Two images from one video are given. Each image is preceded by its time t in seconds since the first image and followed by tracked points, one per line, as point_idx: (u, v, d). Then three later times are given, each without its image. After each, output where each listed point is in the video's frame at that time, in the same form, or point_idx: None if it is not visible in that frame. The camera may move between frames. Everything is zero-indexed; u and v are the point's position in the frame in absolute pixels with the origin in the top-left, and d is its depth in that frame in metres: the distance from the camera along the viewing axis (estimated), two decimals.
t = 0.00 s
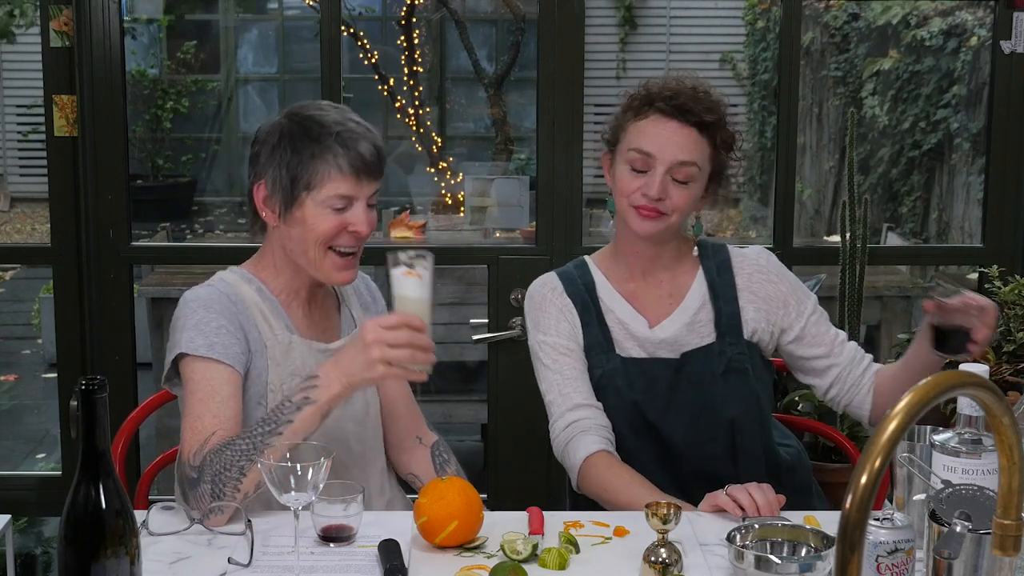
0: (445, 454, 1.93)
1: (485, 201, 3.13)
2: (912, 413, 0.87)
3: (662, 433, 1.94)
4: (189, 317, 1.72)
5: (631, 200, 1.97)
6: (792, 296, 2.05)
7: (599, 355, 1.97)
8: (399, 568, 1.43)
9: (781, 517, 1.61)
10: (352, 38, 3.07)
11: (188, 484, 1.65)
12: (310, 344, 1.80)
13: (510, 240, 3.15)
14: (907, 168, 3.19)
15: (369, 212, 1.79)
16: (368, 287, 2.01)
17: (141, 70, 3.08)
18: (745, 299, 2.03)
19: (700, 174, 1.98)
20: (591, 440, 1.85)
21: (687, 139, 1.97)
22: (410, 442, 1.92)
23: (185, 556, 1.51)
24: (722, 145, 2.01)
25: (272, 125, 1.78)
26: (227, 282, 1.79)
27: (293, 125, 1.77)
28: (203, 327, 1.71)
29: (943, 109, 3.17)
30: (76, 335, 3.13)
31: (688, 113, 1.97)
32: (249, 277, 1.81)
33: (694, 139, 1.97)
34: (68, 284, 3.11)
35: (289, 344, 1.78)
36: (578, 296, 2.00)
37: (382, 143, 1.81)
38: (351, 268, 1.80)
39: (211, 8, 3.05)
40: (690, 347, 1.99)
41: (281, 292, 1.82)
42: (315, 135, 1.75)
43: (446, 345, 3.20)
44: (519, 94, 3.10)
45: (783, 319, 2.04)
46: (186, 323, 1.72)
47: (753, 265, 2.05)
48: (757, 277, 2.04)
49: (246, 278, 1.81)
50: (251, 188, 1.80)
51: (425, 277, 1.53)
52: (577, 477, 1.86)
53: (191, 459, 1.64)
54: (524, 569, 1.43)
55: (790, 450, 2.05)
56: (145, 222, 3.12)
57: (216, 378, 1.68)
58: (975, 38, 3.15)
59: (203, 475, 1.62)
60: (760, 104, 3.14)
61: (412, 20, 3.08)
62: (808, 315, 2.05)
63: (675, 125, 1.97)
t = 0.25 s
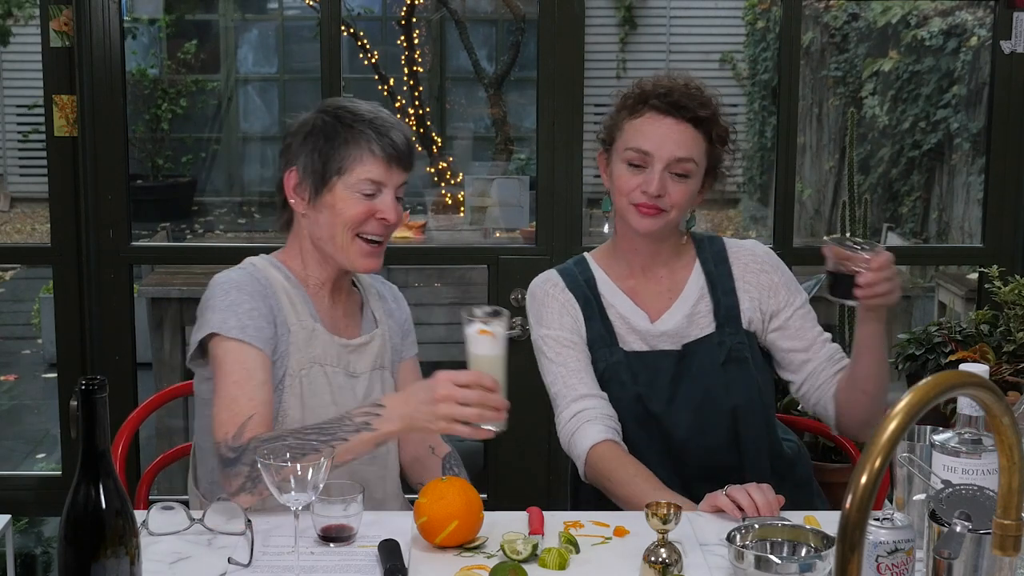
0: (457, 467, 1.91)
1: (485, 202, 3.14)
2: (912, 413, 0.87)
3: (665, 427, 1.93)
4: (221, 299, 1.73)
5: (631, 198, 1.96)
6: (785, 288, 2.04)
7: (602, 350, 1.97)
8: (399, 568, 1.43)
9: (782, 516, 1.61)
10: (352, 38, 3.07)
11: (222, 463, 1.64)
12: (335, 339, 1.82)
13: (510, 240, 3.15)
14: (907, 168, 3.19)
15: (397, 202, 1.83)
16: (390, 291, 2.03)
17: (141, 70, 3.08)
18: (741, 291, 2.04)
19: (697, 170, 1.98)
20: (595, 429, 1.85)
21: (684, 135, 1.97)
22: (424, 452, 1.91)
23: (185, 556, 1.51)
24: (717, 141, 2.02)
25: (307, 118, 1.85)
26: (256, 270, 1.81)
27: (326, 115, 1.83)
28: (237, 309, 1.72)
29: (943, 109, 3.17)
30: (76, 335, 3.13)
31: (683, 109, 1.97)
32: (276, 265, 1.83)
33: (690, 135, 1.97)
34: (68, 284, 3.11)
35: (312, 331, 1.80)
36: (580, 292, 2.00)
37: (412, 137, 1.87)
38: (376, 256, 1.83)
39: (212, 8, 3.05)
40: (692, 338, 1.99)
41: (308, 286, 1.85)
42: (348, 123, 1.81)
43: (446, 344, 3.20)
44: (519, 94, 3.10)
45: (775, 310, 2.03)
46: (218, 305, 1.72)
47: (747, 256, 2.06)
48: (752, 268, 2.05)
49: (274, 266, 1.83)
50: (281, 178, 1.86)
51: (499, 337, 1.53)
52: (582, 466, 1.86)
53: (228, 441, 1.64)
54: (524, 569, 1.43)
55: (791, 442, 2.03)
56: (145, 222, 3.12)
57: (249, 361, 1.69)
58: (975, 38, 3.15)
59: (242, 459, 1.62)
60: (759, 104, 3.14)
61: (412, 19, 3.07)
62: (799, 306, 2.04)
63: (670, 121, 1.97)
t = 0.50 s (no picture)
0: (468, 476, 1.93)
1: (485, 201, 3.14)
2: (912, 413, 0.87)
3: (668, 423, 1.93)
4: (259, 291, 1.76)
5: (636, 201, 1.96)
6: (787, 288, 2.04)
7: (610, 343, 1.97)
8: (399, 568, 1.43)
9: (782, 516, 1.62)
10: (352, 38, 3.07)
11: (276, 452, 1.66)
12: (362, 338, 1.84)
13: (510, 240, 3.15)
14: (907, 168, 3.19)
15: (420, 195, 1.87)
16: (414, 305, 2.07)
17: (141, 69, 3.08)
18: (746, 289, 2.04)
19: (699, 165, 1.98)
20: (601, 420, 1.86)
21: (682, 131, 1.97)
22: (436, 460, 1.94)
23: (185, 556, 1.51)
24: (718, 134, 2.01)
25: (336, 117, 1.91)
26: (290, 264, 1.84)
27: (353, 113, 1.89)
28: (274, 301, 1.75)
29: (943, 109, 3.17)
30: (76, 335, 3.13)
31: (678, 105, 1.97)
32: (308, 262, 1.87)
33: (688, 131, 1.97)
34: (68, 284, 3.11)
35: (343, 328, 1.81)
36: (589, 284, 2.01)
37: (437, 134, 1.91)
38: (402, 249, 1.87)
39: (211, 8, 3.05)
40: (698, 335, 1.99)
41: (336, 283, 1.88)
42: (373, 120, 1.86)
43: (446, 344, 3.20)
44: (519, 94, 3.10)
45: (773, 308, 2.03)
46: (256, 297, 1.75)
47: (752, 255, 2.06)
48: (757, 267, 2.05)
49: (305, 262, 1.86)
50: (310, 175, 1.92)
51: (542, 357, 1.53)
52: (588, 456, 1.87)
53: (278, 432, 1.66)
54: (524, 569, 1.43)
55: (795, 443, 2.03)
56: (145, 222, 3.12)
57: (293, 350, 1.71)
58: (975, 38, 3.15)
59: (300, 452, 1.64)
60: (759, 104, 3.14)
61: (412, 19, 3.07)
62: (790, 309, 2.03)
63: (667, 119, 1.97)
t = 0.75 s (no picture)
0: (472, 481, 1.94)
1: (485, 201, 3.14)
2: (912, 413, 0.87)
3: (669, 422, 1.93)
4: (277, 289, 1.76)
5: (646, 204, 1.97)
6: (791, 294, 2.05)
7: (615, 342, 1.98)
8: (399, 568, 1.43)
9: (782, 516, 1.62)
10: (352, 38, 3.07)
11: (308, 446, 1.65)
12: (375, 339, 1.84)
13: (510, 240, 3.15)
14: (907, 168, 3.19)
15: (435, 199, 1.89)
16: (421, 309, 2.09)
17: (141, 69, 3.07)
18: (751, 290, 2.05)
19: (703, 160, 1.98)
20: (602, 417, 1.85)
21: (682, 129, 1.96)
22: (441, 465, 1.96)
23: (185, 556, 1.51)
24: (718, 127, 2.00)
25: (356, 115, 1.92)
26: (305, 262, 1.85)
27: (374, 113, 1.89)
28: (293, 299, 1.75)
29: (943, 109, 3.17)
30: (76, 335, 3.13)
31: (674, 103, 1.97)
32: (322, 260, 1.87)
33: (688, 128, 1.97)
34: (68, 284, 3.11)
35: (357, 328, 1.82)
36: (597, 280, 2.03)
37: (454, 137, 1.92)
38: (415, 253, 1.89)
39: (211, 8, 3.05)
40: (703, 335, 2.01)
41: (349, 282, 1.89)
42: (393, 121, 1.87)
43: (446, 344, 3.20)
44: (519, 94, 3.10)
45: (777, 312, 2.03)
46: (276, 293, 1.75)
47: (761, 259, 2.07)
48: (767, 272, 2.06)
49: (320, 262, 1.86)
50: (328, 173, 1.92)
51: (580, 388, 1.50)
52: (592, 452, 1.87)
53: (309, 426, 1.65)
54: (524, 569, 1.43)
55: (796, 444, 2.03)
56: (145, 222, 3.12)
57: (314, 344, 1.71)
58: (975, 38, 3.15)
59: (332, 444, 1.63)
60: (759, 104, 3.14)
61: (412, 19, 3.07)
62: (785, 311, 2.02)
63: (664, 118, 1.97)
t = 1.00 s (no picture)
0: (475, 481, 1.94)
1: (485, 201, 3.13)
2: (912, 413, 0.87)
3: (669, 421, 1.93)
4: (297, 292, 1.75)
5: (650, 206, 1.95)
6: (789, 292, 2.04)
7: (617, 342, 1.99)
8: (399, 568, 1.43)
9: (781, 516, 1.62)
10: (352, 38, 3.07)
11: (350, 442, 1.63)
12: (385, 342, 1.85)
13: (510, 240, 3.15)
14: (907, 168, 3.19)
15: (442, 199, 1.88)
16: (423, 310, 2.09)
17: (141, 69, 3.07)
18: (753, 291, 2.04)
19: (714, 171, 1.95)
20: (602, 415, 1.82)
21: (697, 138, 1.93)
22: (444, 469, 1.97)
23: (185, 556, 1.51)
24: (732, 137, 1.97)
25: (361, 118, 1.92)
26: (318, 267, 1.84)
27: (379, 115, 1.89)
28: (315, 301, 1.74)
29: (943, 109, 3.17)
30: (76, 334, 3.13)
31: (693, 112, 1.92)
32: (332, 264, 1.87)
33: (704, 138, 1.93)
34: (68, 284, 3.11)
35: (365, 332, 1.82)
36: (599, 280, 2.02)
37: (461, 138, 1.92)
38: (424, 254, 1.89)
39: (211, 8, 3.05)
40: (705, 334, 2.00)
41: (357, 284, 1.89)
42: (398, 123, 1.87)
43: (446, 344, 3.20)
44: (519, 94, 3.10)
45: (776, 307, 2.03)
46: (296, 297, 1.74)
47: (765, 260, 2.07)
48: (773, 273, 2.05)
49: (330, 266, 1.86)
50: (334, 176, 1.93)
51: (620, 449, 1.52)
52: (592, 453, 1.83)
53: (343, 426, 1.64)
54: (524, 569, 1.43)
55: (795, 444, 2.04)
56: (145, 222, 3.12)
57: (341, 342, 1.69)
58: (975, 38, 3.15)
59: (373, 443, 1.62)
60: (759, 104, 3.14)
61: (412, 20, 3.07)
62: (777, 310, 2.02)
63: (682, 126, 1.93)
